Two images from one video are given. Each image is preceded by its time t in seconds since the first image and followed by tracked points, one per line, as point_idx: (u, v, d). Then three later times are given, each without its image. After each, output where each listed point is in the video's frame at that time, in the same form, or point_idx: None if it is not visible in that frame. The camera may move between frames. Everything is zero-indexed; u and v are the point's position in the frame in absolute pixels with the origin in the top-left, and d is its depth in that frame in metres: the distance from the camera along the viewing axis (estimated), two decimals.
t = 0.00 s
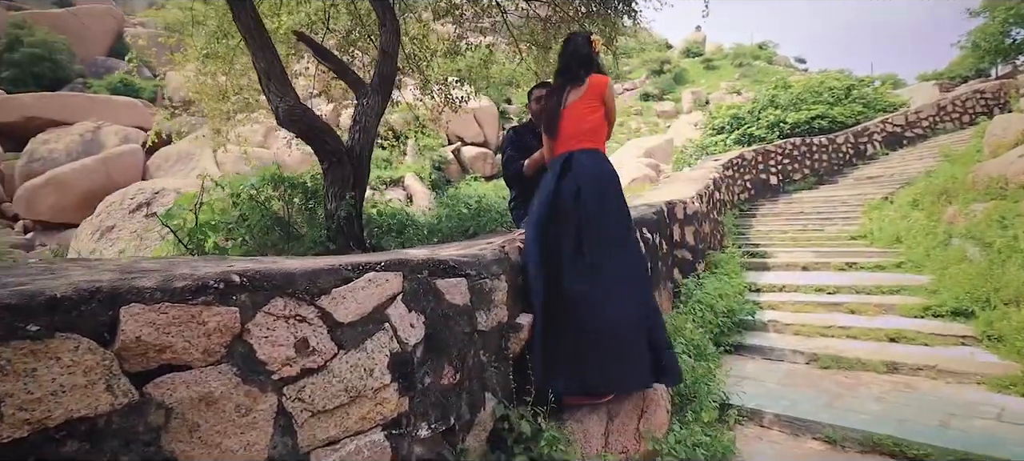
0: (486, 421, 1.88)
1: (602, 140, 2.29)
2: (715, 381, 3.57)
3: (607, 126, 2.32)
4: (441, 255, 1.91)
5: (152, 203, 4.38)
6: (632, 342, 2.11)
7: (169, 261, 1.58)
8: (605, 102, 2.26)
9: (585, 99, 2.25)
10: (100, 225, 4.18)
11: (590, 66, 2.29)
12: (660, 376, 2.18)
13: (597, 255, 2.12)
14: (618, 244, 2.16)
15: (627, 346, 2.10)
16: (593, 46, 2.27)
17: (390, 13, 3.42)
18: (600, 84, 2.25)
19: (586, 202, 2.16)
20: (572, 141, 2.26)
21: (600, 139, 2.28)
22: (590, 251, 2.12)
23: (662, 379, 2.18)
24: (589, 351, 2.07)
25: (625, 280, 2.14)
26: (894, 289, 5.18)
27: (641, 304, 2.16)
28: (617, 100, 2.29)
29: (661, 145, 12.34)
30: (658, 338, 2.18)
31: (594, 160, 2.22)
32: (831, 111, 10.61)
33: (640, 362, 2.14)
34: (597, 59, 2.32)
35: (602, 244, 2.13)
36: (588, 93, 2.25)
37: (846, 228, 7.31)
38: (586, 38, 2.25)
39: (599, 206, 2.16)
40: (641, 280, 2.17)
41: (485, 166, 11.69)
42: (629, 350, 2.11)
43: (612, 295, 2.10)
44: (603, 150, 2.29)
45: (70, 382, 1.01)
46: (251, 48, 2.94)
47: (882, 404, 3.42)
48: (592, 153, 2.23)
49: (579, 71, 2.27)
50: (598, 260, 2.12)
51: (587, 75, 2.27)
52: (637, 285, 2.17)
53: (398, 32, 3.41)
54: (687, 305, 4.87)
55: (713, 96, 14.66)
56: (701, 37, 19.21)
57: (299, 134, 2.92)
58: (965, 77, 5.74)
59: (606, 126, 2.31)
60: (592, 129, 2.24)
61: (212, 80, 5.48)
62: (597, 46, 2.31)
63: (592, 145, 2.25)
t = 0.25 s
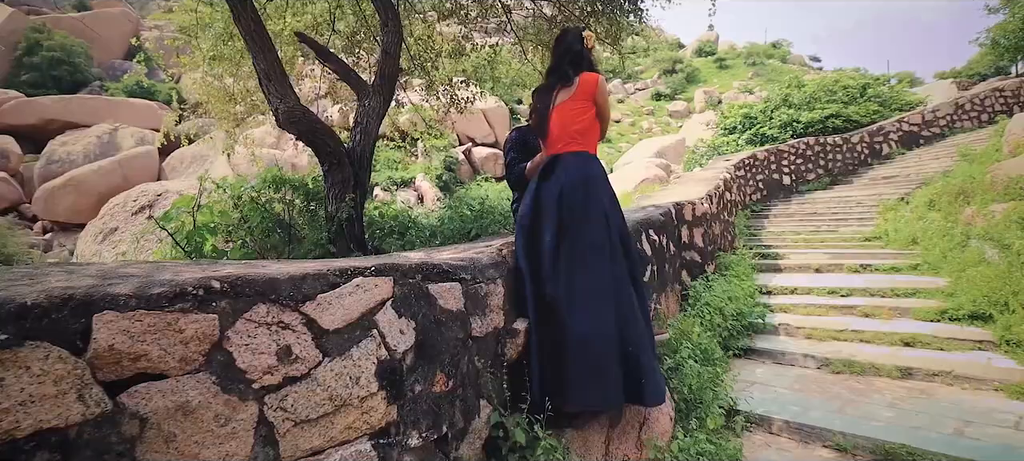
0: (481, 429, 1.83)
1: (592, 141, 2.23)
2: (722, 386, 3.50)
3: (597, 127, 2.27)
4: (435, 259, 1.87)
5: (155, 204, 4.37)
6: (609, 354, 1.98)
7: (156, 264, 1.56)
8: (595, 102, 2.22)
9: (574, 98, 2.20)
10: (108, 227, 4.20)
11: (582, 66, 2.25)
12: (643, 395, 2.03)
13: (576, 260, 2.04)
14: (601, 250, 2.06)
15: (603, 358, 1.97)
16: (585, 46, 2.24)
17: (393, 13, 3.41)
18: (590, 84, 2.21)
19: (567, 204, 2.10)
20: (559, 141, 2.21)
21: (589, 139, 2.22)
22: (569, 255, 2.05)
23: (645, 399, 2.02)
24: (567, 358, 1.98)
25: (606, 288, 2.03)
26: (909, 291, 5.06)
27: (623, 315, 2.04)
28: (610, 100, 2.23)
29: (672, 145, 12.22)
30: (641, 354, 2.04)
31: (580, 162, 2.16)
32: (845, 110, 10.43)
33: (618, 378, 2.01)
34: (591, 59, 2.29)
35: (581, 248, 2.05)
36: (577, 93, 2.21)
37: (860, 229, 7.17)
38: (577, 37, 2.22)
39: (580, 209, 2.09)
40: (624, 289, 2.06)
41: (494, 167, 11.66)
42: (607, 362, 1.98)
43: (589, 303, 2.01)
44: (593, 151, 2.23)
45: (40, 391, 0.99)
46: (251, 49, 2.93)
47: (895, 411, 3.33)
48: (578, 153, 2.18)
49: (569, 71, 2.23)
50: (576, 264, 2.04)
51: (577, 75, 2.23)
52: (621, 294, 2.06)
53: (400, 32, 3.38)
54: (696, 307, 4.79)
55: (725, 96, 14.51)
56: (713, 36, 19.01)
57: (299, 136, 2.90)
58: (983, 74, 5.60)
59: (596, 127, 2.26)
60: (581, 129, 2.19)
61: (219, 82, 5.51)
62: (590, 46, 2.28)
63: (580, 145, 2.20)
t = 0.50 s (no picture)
0: (475, 438, 1.79)
1: (579, 138, 2.16)
2: (728, 391, 3.43)
3: (586, 124, 2.20)
4: (428, 264, 1.84)
5: (156, 207, 4.42)
6: (575, 361, 1.93)
7: (142, 270, 1.54)
8: (582, 98, 2.16)
9: (560, 95, 2.15)
10: (113, 229, 4.21)
11: (569, 62, 2.19)
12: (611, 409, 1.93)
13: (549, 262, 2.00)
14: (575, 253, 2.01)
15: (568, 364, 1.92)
16: (572, 40, 2.19)
17: (394, 14, 3.38)
18: (576, 80, 2.15)
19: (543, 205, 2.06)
20: (544, 139, 2.15)
21: (575, 137, 2.15)
22: (542, 257, 2.00)
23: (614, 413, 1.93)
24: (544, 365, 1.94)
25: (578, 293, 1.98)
26: (923, 294, 4.95)
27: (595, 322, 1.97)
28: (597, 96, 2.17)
29: (682, 145, 12.11)
30: (613, 364, 1.95)
31: (561, 161, 2.11)
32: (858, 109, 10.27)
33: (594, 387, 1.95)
34: (579, 55, 2.23)
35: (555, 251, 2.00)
36: (562, 89, 2.15)
37: (873, 230, 7.04)
38: (564, 31, 2.17)
39: (556, 210, 2.03)
40: (599, 296, 1.98)
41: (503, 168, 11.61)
42: (576, 370, 1.93)
43: (562, 308, 1.96)
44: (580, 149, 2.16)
45: (9, 402, 0.97)
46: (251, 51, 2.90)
47: (906, 417, 3.25)
48: (561, 152, 2.11)
49: (556, 67, 2.18)
50: (550, 266, 2.00)
51: (563, 71, 2.18)
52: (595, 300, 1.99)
53: (401, 33, 3.36)
54: (703, 310, 4.72)
55: (736, 95, 14.36)
56: (724, 36, 18.83)
57: (298, 138, 2.87)
58: (1001, 72, 5.46)
59: (583, 124, 2.18)
60: (566, 127, 2.13)
61: (226, 83, 5.53)
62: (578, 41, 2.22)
63: (565, 142, 2.12)
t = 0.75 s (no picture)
0: (468, 446, 1.75)
1: (560, 139, 2.08)
2: (734, 396, 3.36)
3: (568, 126, 2.11)
4: (419, 268, 1.81)
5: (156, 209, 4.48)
6: (542, 366, 1.89)
7: (129, 274, 1.52)
8: (563, 97, 2.06)
9: (541, 94, 2.07)
10: (119, 230, 4.22)
11: (554, 59, 2.11)
12: (575, 417, 1.89)
13: (523, 263, 1.94)
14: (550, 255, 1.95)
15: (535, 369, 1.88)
16: (556, 37, 2.10)
17: (394, 14, 3.35)
18: (557, 80, 2.07)
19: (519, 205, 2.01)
20: (523, 140, 2.09)
21: (555, 138, 2.07)
22: (516, 258, 1.95)
23: (577, 422, 1.89)
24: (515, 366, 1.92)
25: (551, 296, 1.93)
26: (937, 297, 4.84)
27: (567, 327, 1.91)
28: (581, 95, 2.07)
29: (692, 145, 11.99)
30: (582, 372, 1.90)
31: (540, 161, 2.05)
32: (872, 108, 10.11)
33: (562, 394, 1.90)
34: (566, 51, 2.13)
35: (529, 252, 1.94)
36: (543, 90, 2.07)
37: (886, 231, 6.91)
38: (546, 28, 2.08)
39: (532, 211, 1.98)
40: (573, 300, 1.92)
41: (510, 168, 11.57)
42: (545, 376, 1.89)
43: (537, 312, 1.92)
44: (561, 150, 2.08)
45: None
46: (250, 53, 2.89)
47: (917, 424, 3.16)
48: (538, 153, 2.05)
49: (538, 65, 2.11)
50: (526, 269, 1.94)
51: (546, 70, 2.10)
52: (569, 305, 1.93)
53: (402, 33, 3.32)
54: (710, 313, 4.65)
55: (748, 94, 14.20)
56: (736, 35, 18.63)
57: (296, 140, 2.85)
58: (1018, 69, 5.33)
59: (566, 124, 2.10)
60: (545, 128, 2.05)
61: (231, 85, 5.54)
62: (565, 36, 2.12)
63: (544, 143, 2.06)
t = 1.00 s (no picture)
0: (459, 453, 1.71)
1: (535, 151, 1.99)
2: (740, 401, 3.29)
3: (546, 137, 2.03)
4: (411, 270, 1.77)
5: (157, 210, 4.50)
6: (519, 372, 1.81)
7: (111, 277, 1.49)
8: (541, 108, 1.99)
9: (518, 104, 2.02)
10: (121, 230, 4.22)
11: (534, 68, 2.04)
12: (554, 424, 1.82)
13: (500, 263, 1.86)
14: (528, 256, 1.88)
15: (514, 378, 1.81)
16: (536, 45, 2.03)
17: (395, 13, 3.33)
18: (535, 89, 2.00)
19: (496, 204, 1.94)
20: (498, 149, 2.02)
21: (529, 149, 1.98)
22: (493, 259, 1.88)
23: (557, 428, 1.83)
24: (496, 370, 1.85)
25: (528, 299, 1.86)
26: (950, 300, 4.73)
27: (545, 331, 1.84)
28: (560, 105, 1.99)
29: (701, 145, 11.88)
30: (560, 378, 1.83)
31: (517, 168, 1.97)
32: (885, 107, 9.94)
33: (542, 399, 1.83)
34: (547, 60, 2.06)
35: (506, 254, 1.86)
36: (521, 99, 2.01)
37: (899, 232, 6.78)
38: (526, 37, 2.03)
39: (509, 212, 1.91)
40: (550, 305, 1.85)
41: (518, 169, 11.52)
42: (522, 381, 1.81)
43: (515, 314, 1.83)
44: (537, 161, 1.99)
45: None
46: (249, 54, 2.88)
47: (928, 431, 3.08)
48: (512, 162, 1.97)
49: (517, 74, 2.05)
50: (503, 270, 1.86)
51: (524, 78, 2.04)
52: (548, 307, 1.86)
53: (402, 33, 3.30)
54: (717, 316, 4.57)
55: (758, 93, 14.05)
56: (747, 34, 18.44)
57: (295, 141, 2.83)
58: None
59: (543, 135, 2.01)
60: (519, 137, 1.98)
61: (237, 86, 5.56)
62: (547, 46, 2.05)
63: (519, 153, 1.97)
